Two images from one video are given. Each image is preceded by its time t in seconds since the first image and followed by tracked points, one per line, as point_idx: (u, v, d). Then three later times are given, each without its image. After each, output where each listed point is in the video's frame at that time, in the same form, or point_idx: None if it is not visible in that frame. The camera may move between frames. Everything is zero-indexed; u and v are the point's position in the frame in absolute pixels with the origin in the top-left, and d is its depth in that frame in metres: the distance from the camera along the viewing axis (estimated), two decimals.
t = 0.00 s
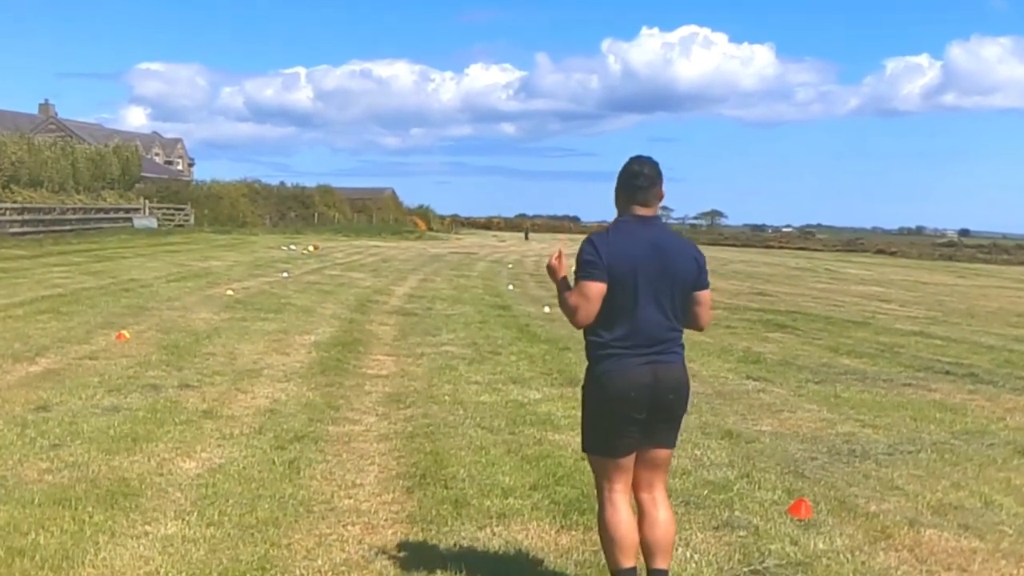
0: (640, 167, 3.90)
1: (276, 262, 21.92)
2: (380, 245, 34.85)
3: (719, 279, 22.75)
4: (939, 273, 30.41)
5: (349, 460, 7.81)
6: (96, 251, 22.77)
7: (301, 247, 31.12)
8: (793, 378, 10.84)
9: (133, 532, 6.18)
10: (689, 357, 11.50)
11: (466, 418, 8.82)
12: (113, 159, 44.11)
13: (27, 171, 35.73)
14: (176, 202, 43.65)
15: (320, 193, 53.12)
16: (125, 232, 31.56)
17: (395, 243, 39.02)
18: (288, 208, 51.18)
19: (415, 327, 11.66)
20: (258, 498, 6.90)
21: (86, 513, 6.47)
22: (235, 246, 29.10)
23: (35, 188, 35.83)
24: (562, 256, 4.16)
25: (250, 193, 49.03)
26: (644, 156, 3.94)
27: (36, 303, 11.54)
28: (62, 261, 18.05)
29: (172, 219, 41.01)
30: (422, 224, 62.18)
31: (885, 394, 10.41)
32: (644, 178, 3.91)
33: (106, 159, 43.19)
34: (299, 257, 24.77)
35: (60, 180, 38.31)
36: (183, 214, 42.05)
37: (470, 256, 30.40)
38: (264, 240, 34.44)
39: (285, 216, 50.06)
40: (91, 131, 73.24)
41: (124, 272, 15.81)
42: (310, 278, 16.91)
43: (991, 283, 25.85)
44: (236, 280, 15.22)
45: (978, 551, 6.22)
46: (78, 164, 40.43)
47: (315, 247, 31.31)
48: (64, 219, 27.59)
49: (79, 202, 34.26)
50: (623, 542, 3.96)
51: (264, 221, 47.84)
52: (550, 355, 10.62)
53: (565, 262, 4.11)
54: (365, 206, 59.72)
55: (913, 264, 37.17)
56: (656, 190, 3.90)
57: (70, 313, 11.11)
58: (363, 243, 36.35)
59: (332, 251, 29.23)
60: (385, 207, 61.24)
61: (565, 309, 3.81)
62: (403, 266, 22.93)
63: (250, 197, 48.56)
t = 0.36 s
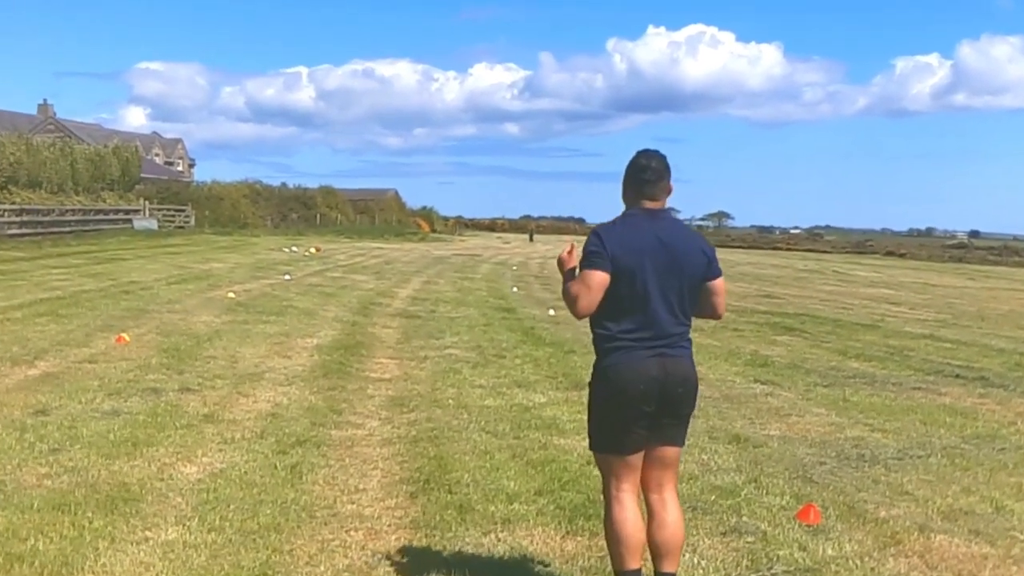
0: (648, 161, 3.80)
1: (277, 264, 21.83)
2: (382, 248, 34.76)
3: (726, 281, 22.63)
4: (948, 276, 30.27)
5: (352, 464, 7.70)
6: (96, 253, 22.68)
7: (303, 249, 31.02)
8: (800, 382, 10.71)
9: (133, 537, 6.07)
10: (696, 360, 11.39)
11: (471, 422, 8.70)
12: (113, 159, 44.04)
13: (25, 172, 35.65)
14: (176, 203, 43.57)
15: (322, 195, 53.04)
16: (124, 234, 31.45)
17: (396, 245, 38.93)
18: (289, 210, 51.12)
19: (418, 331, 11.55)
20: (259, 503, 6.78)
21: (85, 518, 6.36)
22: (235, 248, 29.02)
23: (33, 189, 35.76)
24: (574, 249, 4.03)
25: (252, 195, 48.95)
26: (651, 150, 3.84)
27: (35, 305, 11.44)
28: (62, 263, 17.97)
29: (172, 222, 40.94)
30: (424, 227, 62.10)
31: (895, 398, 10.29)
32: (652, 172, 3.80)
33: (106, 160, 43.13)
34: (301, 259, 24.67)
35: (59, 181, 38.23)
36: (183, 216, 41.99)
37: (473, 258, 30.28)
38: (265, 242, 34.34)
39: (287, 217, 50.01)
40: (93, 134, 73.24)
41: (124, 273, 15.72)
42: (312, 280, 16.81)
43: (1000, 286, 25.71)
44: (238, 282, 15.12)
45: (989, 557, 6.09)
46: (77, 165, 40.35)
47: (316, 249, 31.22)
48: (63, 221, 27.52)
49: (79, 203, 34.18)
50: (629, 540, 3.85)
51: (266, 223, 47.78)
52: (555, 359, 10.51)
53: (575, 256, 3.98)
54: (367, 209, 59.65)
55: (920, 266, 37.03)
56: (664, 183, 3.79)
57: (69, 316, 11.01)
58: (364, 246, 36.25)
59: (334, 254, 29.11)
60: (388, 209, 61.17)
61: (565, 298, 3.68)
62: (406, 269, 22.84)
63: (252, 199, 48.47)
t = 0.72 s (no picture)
0: (658, 173, 3.70)
1: (281, 269, 21.74)
2: (388, 252, 34.66)
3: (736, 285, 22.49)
4: (962, 280, 30.07)
5: (357, 472, 7.60)
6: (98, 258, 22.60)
7: (307, 253, 30.92)
8: (812, 388, 10.58)
9: (136, 545, 5.97)
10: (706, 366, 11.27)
11: (477, 428, 8.59)
12: (115, 162, 44.00)
13: (27, 175, 35.62)
14: (181, 207, 43.55)
15: (327, 198, 52.98)
16: (126, 239, 31.33)
17: (401, 249, 38.85)
18: (294, 213, 51.06)
19: (424, 336, 11.45)
20: (264, 511, 6.68)
21: (88, 526, 6.26)
22: (239, 252, 28.94)
23: (35, 193, 35.73)
24: (579, 253, 3.94)
25: (257, 199, 48.89)
26: (661, 161, 3.75)
27: (37, 311, 11.36)
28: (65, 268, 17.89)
29: (176, 226, 40.90)
30: (431, 231, 62.01)
31: (907, 404, 10.16)
32: (662, 184, 3.71)
33: (107, 163, 43.11)
34: (306, 264, 24.58)
35: (60, 185, 38.20)
36: (186, 220, 41.96)
37: (479, 262, 30.17)
38: (270, 246, 34.27)
39: (292, 220, 49.96)
40: (99, 139, 73.31)
41: (127, 279, 15.64)
42: (317, 285, 16.72)
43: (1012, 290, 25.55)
44: (242, 287, 15.03)
45: (1004, 565, 5.97)
46: (78, 169, 40.32)
47: (321, 254, 31.12)
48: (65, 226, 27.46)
49: (83, 207, 34.14)
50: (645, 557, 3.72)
51: (270, 226, 47.72)
52: (562, 365, 10.40)
53: (581, 262, 3.89)
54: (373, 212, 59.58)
55: (931, 269, 36.84)
56: (675, 195, 3.70)
57: (71, 322, 10.92)
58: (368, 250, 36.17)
59: (339, 258, 28.99)
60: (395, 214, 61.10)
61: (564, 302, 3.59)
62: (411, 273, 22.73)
63: (256, 202, 48.41)
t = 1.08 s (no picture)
0: (671, 173, 3.58)
1: (288, 266, 21.65)
2: (395, 248, 34.56)
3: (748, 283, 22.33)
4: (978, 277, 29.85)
5: (364, 471, 7.49)
6: (101, 254, 22.53)
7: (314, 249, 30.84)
8: (825, 387, 10.45)
9: (141, 545, 5.86)
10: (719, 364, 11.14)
11: (486, 427, 8.47)
12: (119, 157, 43.96)
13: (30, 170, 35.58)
14: (186, 202, 43.50)
15: (333, 193, 52.91)
16: (130, 234, 31.26)
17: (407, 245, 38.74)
18: (300, 208, 50.98)
19: (432, 333, 11.34)
20: (270, 510, 6.58)
21: (92, 526, 6.16)
22: (246, 248, 28.84)
23: (39, 189, 35.70)
24: (589, 250, 3.83)
25: (263, 194, 48.82)
26: (675, 161, 3.63)
27: (41, 308, 11.28)
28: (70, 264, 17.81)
29: (181, 221, 40.85)
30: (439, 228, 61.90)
31: (922, 403, 10.02)
32: (675, 184, 3.59)
33: (112, 157, 43.08)
34: (313, 261, 24.49)
35: (64, 180, 38.16)
36: (191, 216, 41.92)
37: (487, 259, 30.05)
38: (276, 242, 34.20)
39: (298, 216, 49.90)
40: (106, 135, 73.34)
41: (131, 275, 15.55)
42: (324, 282, 16.62)
43: None
44: (248, 284, 14.93)
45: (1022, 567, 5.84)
46: (82, 164, 40.29)
47: (327, 250, 31.03)
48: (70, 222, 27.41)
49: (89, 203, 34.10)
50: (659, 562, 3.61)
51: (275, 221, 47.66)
52: (572, 362, 10.29)
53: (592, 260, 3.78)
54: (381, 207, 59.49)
55: (944, 267, 36.62)
56: (688, 195, 3.58)
57: (76, 319, 10.83)
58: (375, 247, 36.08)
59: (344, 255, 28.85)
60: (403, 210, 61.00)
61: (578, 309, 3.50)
62: (419, 270, 22.62)
63: (262, 198, 48.34)
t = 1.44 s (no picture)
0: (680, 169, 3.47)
1: (290, 266, 21.55)
2: (399, 249, 34.45)
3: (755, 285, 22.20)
4: (989, 279, 29.68)
5: (367, 474, 7.38)
6: (101, 254, 22.45)
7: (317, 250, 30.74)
8: (834, 389, 10.32)
9: (141, 549, 5.76)
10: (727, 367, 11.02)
11: (491, 430, 8.36)
12: (121, 155, 43.90)
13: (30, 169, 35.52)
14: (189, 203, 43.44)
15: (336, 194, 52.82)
16: (131, 235, 31.18)
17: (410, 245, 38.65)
18: (302, 207, 50.90)
19: (436, 335, 11.22)
20: (272, 514, 6.47)
21: (92, 530, 6.05)
22: (249, 249, 28.75)
23: (39, 188, 35.65)
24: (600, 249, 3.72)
25: (265, 193, 48.74)
26: (683, 157, 3.51)
27: (41, 309, 11.19)
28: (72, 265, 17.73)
29: (183, 221, 40.78)
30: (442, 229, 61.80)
31: (933, 406, 9.89)
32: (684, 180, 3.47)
33: (112, 156, 43.03)
34: (317, 262, 24.39)
35: (64, 179, 38.10)
36: (193, 216, 41.85)
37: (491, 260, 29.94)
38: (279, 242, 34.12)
39: (300, 216, 49.82)
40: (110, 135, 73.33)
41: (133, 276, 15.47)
42: (327, 283, 16.51)
43: None
44: (251, 285, 14.83)
45: None
46: (83, 163, 40.24)
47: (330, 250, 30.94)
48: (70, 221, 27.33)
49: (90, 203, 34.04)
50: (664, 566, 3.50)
51: (276, 221, 47.59)
52: (578, 365, 10.17)
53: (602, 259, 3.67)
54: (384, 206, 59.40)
55: (953, 268, 36.44)
56: (697, 192, 3.47)
57: (76, 320, 10.73)
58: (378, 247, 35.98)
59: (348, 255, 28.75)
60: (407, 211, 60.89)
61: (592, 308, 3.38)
62: (423, 271, 22.52)
63: (264, 197, 48.26)
